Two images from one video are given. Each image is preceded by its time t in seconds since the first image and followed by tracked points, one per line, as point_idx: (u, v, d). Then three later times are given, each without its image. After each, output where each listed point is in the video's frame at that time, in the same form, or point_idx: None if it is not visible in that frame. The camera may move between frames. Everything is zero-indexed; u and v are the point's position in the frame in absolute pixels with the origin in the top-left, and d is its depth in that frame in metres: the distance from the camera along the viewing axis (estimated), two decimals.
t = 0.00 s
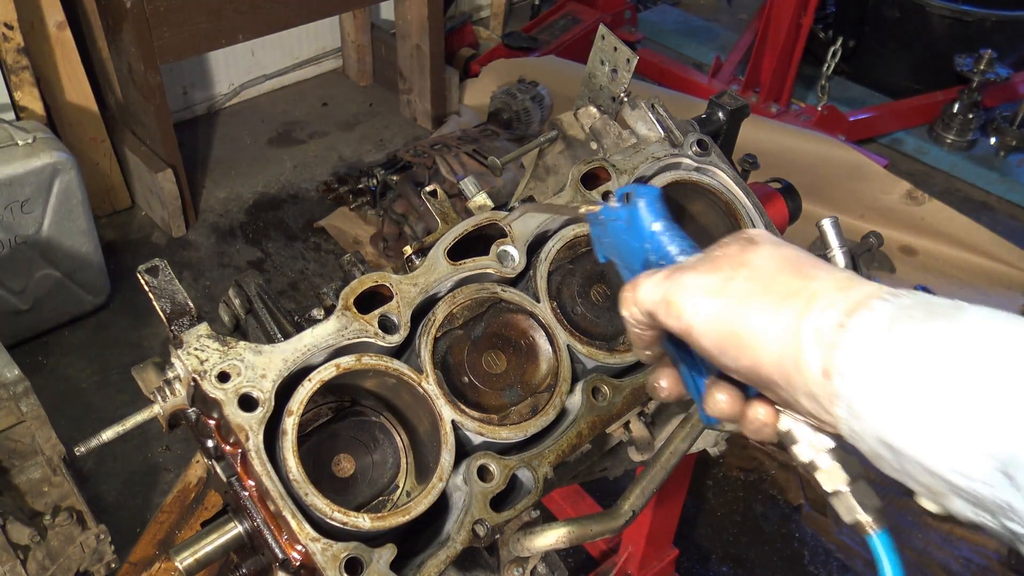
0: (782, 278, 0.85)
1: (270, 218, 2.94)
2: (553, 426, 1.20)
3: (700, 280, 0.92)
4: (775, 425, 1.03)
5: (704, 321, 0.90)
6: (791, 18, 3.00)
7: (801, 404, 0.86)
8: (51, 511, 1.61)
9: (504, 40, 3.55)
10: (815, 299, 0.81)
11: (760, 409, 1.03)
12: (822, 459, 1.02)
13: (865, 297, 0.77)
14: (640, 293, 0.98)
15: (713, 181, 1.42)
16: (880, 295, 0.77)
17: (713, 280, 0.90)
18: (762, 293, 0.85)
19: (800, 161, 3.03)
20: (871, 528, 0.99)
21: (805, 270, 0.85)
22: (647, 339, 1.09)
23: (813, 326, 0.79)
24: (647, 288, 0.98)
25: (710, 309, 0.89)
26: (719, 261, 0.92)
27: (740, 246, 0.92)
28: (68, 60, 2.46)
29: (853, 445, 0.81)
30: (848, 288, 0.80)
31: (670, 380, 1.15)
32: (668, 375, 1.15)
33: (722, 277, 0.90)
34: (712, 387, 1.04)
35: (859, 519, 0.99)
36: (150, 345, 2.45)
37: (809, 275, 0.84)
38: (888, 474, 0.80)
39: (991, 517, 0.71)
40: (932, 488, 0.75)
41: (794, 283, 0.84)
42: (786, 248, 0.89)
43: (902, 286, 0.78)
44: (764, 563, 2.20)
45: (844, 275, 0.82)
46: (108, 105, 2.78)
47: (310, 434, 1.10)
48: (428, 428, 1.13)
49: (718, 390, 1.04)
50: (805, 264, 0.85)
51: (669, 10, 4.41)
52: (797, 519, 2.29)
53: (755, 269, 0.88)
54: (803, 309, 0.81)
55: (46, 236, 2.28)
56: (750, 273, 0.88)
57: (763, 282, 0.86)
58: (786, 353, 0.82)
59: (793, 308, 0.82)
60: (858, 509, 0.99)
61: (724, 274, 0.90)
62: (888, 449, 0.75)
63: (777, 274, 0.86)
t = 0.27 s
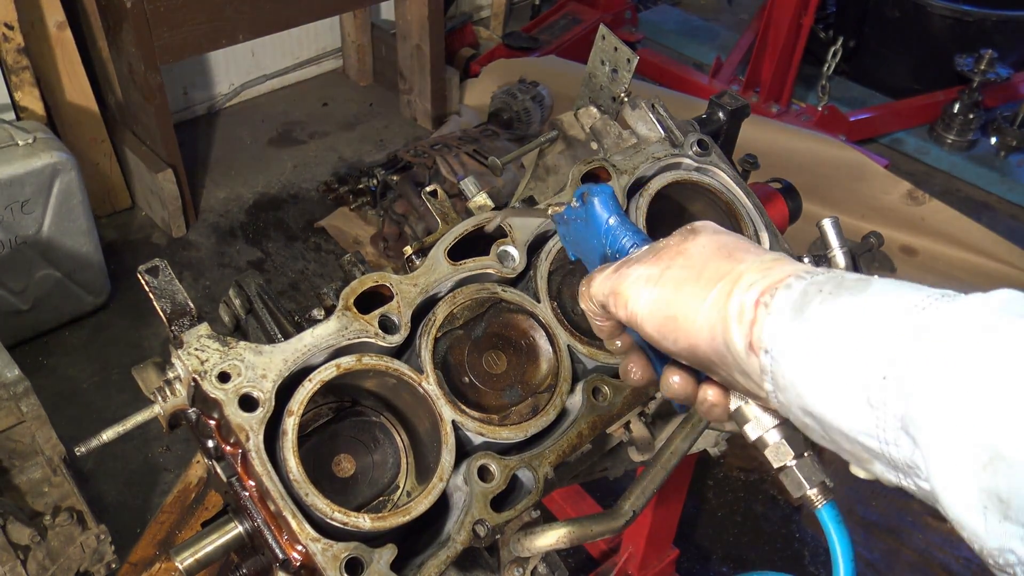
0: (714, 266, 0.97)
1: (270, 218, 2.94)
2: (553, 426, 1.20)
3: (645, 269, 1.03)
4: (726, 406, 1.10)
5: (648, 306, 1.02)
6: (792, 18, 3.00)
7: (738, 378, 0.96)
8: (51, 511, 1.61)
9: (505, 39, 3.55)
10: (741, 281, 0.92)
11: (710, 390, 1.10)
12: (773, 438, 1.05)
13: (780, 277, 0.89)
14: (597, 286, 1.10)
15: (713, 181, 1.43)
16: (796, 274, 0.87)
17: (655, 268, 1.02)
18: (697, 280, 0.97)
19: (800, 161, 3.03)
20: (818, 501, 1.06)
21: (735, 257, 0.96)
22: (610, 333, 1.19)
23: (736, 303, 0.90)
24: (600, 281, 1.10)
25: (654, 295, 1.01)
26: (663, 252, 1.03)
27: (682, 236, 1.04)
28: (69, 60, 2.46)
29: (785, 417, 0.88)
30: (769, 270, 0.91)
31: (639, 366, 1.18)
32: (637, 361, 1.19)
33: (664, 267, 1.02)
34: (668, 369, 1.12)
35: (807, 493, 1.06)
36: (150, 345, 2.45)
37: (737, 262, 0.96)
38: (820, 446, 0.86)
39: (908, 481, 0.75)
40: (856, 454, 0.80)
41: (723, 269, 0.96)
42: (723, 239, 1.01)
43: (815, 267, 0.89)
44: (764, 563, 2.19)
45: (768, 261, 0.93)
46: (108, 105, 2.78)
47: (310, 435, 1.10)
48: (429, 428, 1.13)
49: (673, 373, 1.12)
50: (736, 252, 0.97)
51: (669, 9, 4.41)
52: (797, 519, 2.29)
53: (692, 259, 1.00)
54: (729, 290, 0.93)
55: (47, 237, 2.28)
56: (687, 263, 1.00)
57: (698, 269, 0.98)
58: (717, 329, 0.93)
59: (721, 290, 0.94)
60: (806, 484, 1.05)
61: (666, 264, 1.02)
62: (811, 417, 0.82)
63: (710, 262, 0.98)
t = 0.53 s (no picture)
0: (699, 308, 0.90)
1: (270, 218, 2.94)
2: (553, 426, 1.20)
3: (621, 315, 0.96)
4: (715, 454, 1.04)
5: (632, 355, 0.94)
6: (792, 18, 3.00)
7: (735, 430, 0.89)
8: (51, 512, 1.61)
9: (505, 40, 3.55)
10: (735, 326, 0.85)
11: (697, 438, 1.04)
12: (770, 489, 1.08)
13: (781, 322, 0.82)
14: (571, 331, 1.02)
15: (714, 181, 1.43)
16: (797, 318, 0.81)
17: (633, 315, 0.94)
18: (684, 326, 0.90)
19: (800, 161, 3.03)
20: (823, 548, 1.08)
21: (722, 297, 0.90)
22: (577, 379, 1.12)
23: (735, 354, 0.83)
24: (571, 329, 1.02)
25: (639, 342, 0.93)
26: (638, 295, 0.96)
27: (656, 274, 0.97)
28: (69, 60, 2.46)
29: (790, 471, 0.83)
30: (765, 312, 0.85)
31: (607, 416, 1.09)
32: (605, 411, 1.10)
33: (643, 311, 0.94)
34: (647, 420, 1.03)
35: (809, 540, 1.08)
36: (150, 345, 2.45)
37: (725, 304, 0.88)
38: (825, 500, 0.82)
39: (931, 545, 0.72)
40: (871, 513, 0.77)
41: (711, 311, 0.88)
42: (702, 274, 0.94)
43: (813, 308, 0.83)
44: (764, 563, 2.19)
45: (760, 300, 0.86)
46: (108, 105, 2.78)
47: (310, 435, 1.10)
48: (429, 428, 1.13)
49: (655, 425, 1.03)
50: (721, 291, 0.90)
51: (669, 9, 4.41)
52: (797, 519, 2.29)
53: (674, 300, 0.93)
54: (724, 337, 0.86)
55: (47, 237, 2.28)
56: (667, 305, 0.92)
57: (682, 312, 0.91)
58: (714, 380, 0.86)
59: (715, 338, 0.86)
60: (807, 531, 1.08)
61: (643, 309, 0.94)
62: (825, 476, 0.77)
63: (694, 304, 0.91)
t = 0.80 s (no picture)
0: (670, 321, 0.93)
1: (270, 218, 2.94)
2: (553, 426, 1.20)
3: (592, 332, 0.99)
4: (695, 464, 1.06)
5: (606, 368, 0.97)
6: (792, 18, 2.99)
7: (711, 439, 0.92)
8: (51, 512, 1.60)
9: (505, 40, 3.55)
10: (705, 337, 0.88)
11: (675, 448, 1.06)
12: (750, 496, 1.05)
13: (750, 331, 0.85)
14: (544, 349, 1.05)
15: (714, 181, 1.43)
16: (765, 326, 0.84)
17: (605, 331, 0.98)
18: (655, 338, 0.93)
19: (801, 161, 3.02)
20: (807, 554, 1.09)
21: (690, 307, 0.93)
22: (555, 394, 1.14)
23: (707, 365, 0.86)
24: (546, 345, 1.05)
25: (610, 359, 0.97)
26: (607, 311, 0.99)
27: (627, 288, 1.00)
28: (69, 60, 2.46)
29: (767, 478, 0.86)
30: (733, 321, 0.88)
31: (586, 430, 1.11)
32: (584, 425, 1.11)
33: (615, 326, 0.97)
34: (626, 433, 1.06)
35: (795, 547, 1.08)
36: (150, 345, 2.45)
37: (694, 315, 0.91)
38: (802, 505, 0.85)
39: (907, 549, 0.75)
40: (848, 519, 0.79)
41: (682, 323, 0.92)
42: (670, 287, 0.98)
43: (782, 316, 0.85)
44: (764, 563, 2.19)
45: (729, 310, 0.89)
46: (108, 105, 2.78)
47: (310, 434, 1.10)
48: (429, 428, 1.13)
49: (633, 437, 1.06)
50: (690, 302, 0.93)
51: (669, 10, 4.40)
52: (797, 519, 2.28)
53: (644, 314, 0.96)
54: (695, 347, 0.89)
55: (47, 237, 2.27)
56: (638, 319, 0.96)
57: (653, 326, 0.94)
58: (688, 390, 0.89)
59: (687, 349, 0.89)
60: (791, 538, 1.08)
61: (614, 324, 0.97)
62: (800, 483, 0.80)
63: (664, 316, 0.94)
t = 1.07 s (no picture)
0: (597, 376, 0.83)
1: (270, 218, 2.94)
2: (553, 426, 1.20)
3: (518, 399, 0.89)
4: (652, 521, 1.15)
5: (537, 440, 0.86)
6: (792, 17, 2.99)
7: (661, 507, 0.81)
8: (51, 512, 1.60)
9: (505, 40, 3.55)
10: (638, 396, 0.78)
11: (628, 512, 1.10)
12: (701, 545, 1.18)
13: (684, 388, 0.75)
14: (468, 418, 0.94)
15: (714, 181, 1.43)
16: (703, 383, 0.74)
17: (531, 395, 0.88)
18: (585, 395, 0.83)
19: (801, 161, 3.02)
20: None
21: (619, 362, 0.83)
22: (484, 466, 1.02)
23: (643, 428, 0.76)
24: (467, 419, 0.94)
25: (542, 428, 0.86)
26: (532, 373, 0.90)
27: (551, 346, 0.92)
28: (68, 60, 2.46)
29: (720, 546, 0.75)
30: (667, 377, 0.78)
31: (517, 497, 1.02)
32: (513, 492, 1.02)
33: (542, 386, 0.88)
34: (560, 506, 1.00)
35: None
36: (150, 345, 2.45)
37: (622, 369, 0.82)
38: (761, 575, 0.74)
39: None
40: None
41: (610, 379, 0.82)
42: (595, 341, 0.89)
43: (719, 367, 0.76)
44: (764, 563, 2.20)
45: (658, 361, 0.80)
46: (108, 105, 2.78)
47: (310, 435, 1.10)
48: (429, 429, 1.13)
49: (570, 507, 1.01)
50: (617, 355, 0.84)
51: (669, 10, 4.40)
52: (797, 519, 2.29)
53: (569, 371, 0.87)
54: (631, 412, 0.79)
55: (47, 237, 2.27)
56: (563, 375, 0.86)
57: (580, 382, 0.85)
58: (627, 457, 0.78)
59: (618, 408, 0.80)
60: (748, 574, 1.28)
61: (541, 385, 0.88)
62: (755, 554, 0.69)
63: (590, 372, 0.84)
